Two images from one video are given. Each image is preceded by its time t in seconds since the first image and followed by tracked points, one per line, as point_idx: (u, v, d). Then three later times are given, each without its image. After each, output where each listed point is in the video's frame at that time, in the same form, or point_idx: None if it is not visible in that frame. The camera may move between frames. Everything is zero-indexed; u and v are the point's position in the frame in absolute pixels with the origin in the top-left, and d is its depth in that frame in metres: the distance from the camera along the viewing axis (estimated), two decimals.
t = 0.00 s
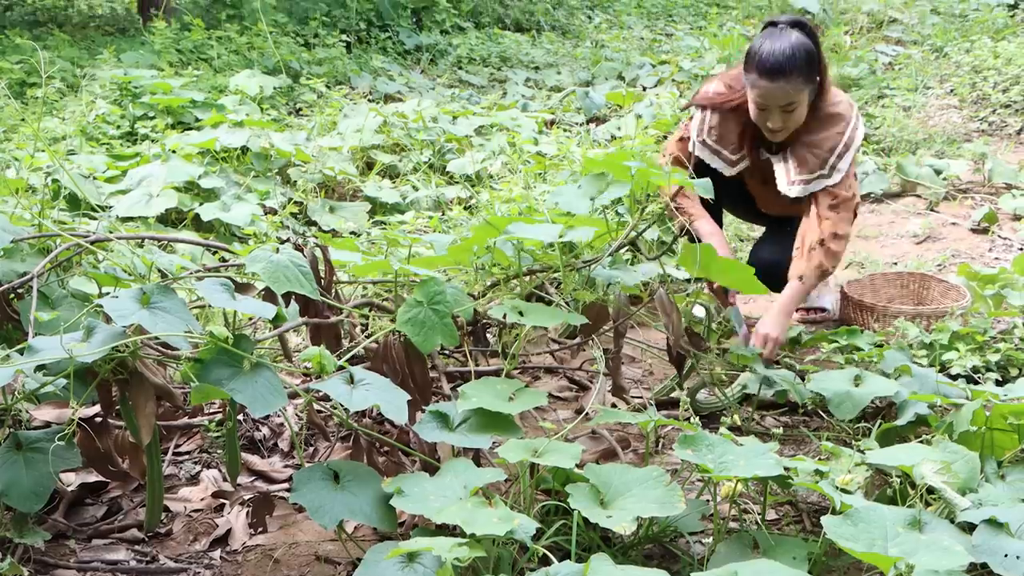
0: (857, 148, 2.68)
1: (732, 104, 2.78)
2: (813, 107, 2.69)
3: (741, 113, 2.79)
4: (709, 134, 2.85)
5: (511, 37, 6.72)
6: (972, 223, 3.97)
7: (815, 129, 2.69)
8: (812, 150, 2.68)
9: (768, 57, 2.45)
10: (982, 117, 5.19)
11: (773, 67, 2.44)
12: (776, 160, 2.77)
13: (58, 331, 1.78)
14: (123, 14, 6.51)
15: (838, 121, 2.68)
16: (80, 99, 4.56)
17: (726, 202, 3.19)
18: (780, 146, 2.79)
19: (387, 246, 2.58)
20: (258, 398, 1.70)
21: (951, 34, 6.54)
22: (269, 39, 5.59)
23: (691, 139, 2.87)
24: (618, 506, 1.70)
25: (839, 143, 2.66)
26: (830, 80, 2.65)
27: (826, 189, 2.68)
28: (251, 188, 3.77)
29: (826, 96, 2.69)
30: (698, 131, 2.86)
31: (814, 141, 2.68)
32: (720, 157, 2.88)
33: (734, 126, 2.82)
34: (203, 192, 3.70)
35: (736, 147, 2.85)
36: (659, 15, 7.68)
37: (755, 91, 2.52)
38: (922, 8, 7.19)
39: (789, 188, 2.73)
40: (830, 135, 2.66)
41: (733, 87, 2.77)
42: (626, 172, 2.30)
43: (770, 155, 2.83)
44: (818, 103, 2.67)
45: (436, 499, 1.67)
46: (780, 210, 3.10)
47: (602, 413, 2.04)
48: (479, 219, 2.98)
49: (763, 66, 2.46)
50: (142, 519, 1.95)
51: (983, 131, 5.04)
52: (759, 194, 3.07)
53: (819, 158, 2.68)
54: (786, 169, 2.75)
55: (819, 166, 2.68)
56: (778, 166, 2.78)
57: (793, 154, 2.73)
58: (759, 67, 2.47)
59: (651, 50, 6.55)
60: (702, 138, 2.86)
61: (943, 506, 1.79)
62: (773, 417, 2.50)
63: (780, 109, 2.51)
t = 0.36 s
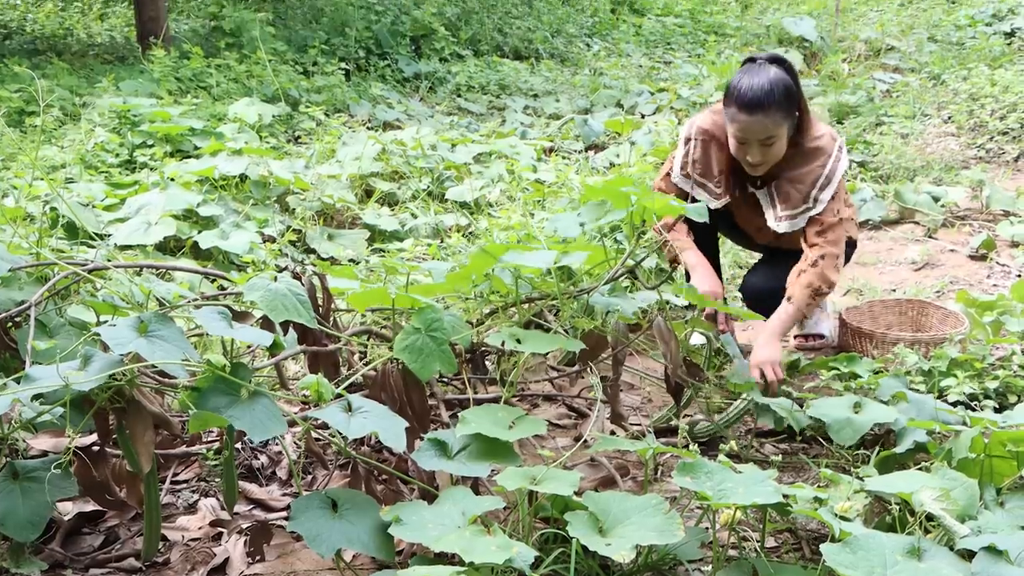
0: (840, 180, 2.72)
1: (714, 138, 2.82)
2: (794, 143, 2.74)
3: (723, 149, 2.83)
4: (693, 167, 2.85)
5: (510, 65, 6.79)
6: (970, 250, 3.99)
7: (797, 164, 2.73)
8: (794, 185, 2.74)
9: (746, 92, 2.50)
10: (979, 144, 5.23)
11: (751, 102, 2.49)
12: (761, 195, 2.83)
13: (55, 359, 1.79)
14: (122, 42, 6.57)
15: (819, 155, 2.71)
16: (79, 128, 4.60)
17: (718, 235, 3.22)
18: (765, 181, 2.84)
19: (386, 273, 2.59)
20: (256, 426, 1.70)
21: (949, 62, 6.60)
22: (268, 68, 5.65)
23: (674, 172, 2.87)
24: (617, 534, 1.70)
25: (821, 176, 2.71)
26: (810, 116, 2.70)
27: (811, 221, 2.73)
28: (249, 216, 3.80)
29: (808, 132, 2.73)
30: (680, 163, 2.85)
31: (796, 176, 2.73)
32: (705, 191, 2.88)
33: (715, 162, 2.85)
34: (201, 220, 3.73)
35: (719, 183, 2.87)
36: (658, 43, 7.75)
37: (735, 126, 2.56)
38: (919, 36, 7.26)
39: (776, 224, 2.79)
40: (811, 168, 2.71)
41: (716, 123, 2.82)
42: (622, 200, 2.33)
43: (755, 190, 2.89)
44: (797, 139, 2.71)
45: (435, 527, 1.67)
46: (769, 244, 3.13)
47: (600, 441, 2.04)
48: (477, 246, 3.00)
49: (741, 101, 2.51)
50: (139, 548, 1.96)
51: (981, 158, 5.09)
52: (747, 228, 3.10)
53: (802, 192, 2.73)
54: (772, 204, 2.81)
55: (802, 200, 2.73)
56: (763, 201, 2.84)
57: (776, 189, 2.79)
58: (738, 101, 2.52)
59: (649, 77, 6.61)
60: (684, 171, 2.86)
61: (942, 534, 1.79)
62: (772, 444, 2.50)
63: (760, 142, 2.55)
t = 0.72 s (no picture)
0: (852, 151, 2.76)
1: (712, 141, 2.83)
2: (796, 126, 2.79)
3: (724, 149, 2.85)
4: (697, 172, 2.89)
5: (508, 77, 6.82)
6: (968, 261, 4.01)
7: (804, 145, 2.78)
8: (809, 164, 2.78)
9: (744, 78, 2.54)
10: (977, 156, 5.26)
11: (751, 86, 2.53)
12: (774, 184, 2.86)
13: (52, 373, 1.79)
14: (119, 55, 6.60)
15: (825, 132, 2.76)
16: (77, 141, 4.61)
17: (719, 243, 3.20)
18: (773, 170, 2.88)
19: (384, 285, 2.60)
20: (254, 439, 1.70)
21: (947, 74, 6.63)
22: (266, 80, 5.67)
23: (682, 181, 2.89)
24: (615, 546, 1.70)
25: (834, 150, 2.75)
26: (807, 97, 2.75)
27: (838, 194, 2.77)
28: (247, 229, 3.81)
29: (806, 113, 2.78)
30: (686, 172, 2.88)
31: (808, 155, 2.78)
32: (713, 194, 2.91)
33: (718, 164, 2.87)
34: (199, 232, 3.74)
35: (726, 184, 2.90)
36: (656, 55, 7.79)
37: (736, 112, 2.59)
38: (916, 49, 7.30)
39: (801, 207, 2.83)
40: (822, 144, 2.76)
41: (712, 126, 2.85)
42: (620, 211, 2.34)
43: (763, 183, 2.92)
44: (800, 120, 2.75)
45: (433, 540, 1.67)
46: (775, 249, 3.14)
47: (599, 453, 2.04)
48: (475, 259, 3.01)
49: (740, 86, 2.55)
50: (136, 561, 1.96)
51: (978, 170, 5.12)
52: (753, 231, 3.10)
53: (819, 169, 2.77)
54: (789, 189, 2.84)
55: (821, 176, 2.78)
56: (777, 189, 2.87)
57: (789, 174, 2.82)
58: (737, 88, 2.56)
59: (647, 90, 6.65)
60: (691, 178, 2.89)
61: (941, 546, 1.79)
62: (771, 456, 2.50)
63: (766, 124, 2.58)
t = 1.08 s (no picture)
0: (855, 142, 2.84)
1: (713, 148, 2.87)
2: (796, 121, 2.84)
3: (725, 147, 2.86)
4: (705, 183, 2.90)
5: (504, 80, 6.82)
6: (964, 264, 4.02)
7: (808, 140, 2.83)
8: (814, 159, 2.83)
9: (744, 66, 2.55)
10: (972, 159, 5.28)
11: (751, 74, 2.54)
12: (780, 180, 2.89)
13: (47, 376, 1.78)
14: (115, 58, 6.59)
15: (827, 126, 2.83)
16: (72, 144, 4.61)
17: (719, 247, 3.11)
18: (776, 166, 2.91)
19: (381, 288, 2.60)
20: (249, 443, 1.70)
21: (942, 77, 6.65)
22: (262, 83, 5.67)
23: (693, 192, 2.90)
24: (611, 549, 1.70)
25: (838, 144, 2.83)
26: (804, 91, 2.81)
27: (844, 188, 2.84)
28: (243, 232, 3.81)
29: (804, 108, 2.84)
30: (695, 184, 2.90)
31: (814, 149, 2.83)
32: (724, 203, 2.92)
33: (722, 164, 2.88)
34: (195, 236, 3.74)
35: (733, 185, 2.91)
36: (652, 58, 7.80)
37: (737, 100, 2.60)
38: (911, 51, 7.32)
39: (807, 201, 2.87)
40: (828, 138, 2.82)
41: (710, 132, 2.87)
42: (616, 214, 2.35)
43: (766, 181, 2.93)
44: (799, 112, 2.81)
45: (429, 543, 1.67)
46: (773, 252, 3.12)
47: (595, 456, 2.04)
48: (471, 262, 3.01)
49: (741, 75, 2.56)
50: (132, 565, 1.96)
51: (973, 172, 5.14)
52: (758, 232, 3.06)
53: (825, 164, 2.83)
54: (796, 184, 2.87)
55: (827, 171, 2.83)
56: (783, 185, 2.90)
57: (795, 169, 2.86)
58: (737, 77, 2.57)
59: (643, 93, 6.66)
60: (701, 189, 2.90)
61: (936, 547, 1.80)
62: (767, 458, 2.50)
63: (769, 112, 2.60)
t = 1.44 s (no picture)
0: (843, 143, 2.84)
1: (703, 155, 2.85)
2: (784, 125, 2.84)
3: (715, 154, 2.85)
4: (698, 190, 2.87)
5: (500, 81, 6.82)
6: (959, 264, 4.03)
7: (798, 144, 2.83)
8: (804, 163, 2.84)
9: (736, 74, 2.54)
10: (968, 159, 5.29)
11: (743, 82, 2.54)
12: (770, 184, 2.90)
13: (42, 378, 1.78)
14: (110, 59, 6.58)
15: (814, 128, 2.82)
16: (67, 145, 4.59)
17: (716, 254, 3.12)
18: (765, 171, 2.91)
19: (376, 289, 2.60)
20: (245, 445, 1.69)
21: (938, 77, 6.66)
22: (258, 84, 5.66)
23: (687, 201, 2.87)
24: (607, 550, 1.70)
25: (828, 146, 2.82)
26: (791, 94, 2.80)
27: (833, 190, 2.86)
28: (239, 233, 3.81)
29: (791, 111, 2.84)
30: (688, 193, 2.87)
31: (803, 153, 2.83)
32: (717, 210, 2.91)
33: (713, 170, 2.87)
34: (191, 237, 3.73)
35: (724, 191, 2.90)
36: (648, 59, 7.80)
37: (728, 108, 2.60)
38: (907, 51, 7.33)
39: (796, 205, 2.90)
40: (816, 141, 2.82)
41: (698, 140, 2.86)
42: (611, 215, 2.35)
43: (756, 186, 2.94)
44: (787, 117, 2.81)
45: (425, 544, 1.67)
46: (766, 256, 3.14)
47: (591, 456, 2.04)
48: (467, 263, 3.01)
49: (732, 84, 2.55)
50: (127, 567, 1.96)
51: (969, 172, 5.15)
52: (753, 238, 3.09)
53: (815, 167, 2.84)
54: (785, 188, 2.89)
55: (817, 174, 2.85)
56: (772, 189, 2.91)
57: (784, 172, 2.87)
58: (729, 86, 2.56)
59: (639, 93, 6.66)
60: (695, 197, 2.88)
61: (932, 547, 1.80)
62: (763, 458, 2.50)
63: (761, 119, 2.60)
